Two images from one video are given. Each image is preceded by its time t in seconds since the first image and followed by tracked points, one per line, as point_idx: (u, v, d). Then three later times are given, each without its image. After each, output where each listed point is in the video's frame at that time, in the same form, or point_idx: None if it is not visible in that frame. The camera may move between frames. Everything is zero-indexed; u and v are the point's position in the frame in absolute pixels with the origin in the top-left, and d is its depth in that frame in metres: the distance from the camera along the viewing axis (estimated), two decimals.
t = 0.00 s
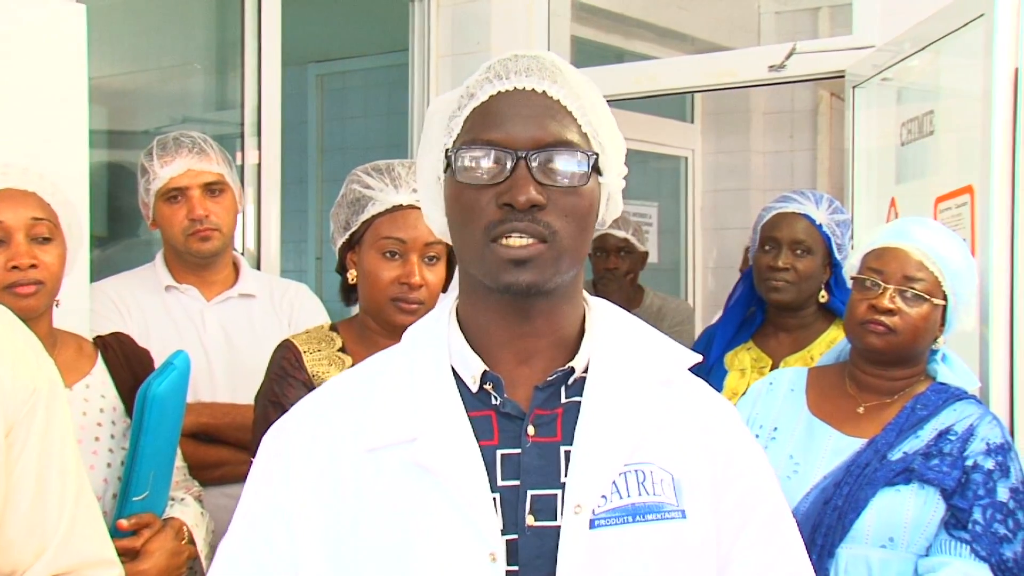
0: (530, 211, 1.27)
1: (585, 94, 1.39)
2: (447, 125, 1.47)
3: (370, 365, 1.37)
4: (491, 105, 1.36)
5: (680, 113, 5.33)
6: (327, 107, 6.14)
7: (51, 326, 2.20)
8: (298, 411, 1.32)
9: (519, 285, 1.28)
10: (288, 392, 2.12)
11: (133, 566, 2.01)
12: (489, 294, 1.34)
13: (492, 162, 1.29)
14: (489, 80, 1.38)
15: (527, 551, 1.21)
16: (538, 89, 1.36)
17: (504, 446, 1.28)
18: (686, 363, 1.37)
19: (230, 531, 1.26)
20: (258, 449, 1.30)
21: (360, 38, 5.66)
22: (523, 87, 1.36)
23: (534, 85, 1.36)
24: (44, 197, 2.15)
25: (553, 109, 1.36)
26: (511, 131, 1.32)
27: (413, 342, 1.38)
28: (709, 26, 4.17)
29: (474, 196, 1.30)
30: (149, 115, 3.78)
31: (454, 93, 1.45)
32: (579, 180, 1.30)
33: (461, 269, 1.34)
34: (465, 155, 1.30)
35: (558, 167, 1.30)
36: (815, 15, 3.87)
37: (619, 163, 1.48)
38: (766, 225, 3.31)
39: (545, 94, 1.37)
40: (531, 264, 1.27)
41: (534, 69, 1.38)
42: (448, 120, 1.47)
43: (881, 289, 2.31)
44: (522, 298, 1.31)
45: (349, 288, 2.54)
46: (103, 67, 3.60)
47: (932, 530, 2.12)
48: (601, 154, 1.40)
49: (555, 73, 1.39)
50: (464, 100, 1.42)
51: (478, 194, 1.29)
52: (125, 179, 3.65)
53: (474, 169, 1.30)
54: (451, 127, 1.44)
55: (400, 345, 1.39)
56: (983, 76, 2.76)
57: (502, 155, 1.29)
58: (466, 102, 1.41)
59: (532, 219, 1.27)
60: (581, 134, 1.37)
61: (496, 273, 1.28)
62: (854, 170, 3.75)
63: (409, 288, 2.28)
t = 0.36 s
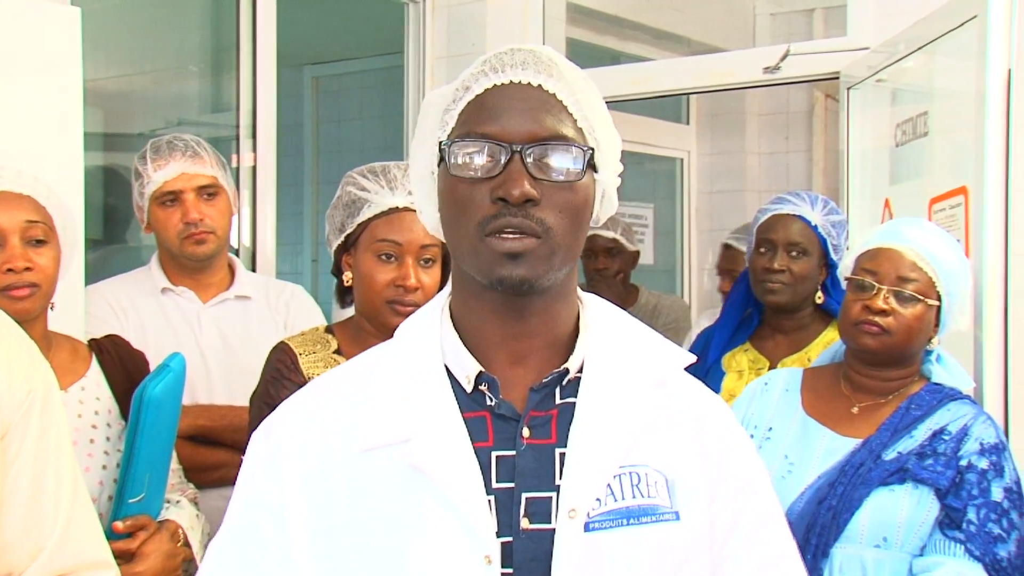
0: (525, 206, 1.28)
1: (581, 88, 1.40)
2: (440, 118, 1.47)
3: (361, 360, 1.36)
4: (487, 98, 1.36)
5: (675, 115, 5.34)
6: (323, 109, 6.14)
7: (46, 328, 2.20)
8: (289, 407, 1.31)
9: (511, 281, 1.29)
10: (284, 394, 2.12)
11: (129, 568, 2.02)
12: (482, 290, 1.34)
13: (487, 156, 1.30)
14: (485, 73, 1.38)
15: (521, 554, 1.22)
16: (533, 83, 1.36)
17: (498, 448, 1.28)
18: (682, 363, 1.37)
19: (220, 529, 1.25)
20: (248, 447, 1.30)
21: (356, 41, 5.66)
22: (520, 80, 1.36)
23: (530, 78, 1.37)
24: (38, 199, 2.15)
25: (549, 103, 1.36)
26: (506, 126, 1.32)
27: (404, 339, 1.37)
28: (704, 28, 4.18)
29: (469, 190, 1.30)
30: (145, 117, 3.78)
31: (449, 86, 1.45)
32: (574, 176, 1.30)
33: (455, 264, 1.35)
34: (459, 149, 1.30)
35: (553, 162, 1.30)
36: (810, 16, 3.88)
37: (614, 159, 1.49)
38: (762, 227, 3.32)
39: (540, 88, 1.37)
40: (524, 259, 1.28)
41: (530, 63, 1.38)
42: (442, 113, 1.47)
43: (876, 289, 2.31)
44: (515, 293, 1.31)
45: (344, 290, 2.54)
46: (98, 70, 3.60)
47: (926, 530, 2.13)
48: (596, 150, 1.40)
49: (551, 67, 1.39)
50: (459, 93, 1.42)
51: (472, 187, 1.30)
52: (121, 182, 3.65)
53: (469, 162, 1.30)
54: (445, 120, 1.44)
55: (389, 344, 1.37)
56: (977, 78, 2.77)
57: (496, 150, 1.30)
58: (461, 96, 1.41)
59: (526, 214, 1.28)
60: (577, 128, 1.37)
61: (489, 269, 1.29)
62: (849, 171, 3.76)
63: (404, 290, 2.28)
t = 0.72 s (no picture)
0: (513, 205, 1.28)
1: (569, 88, 1.40)
2: (429, 117, 1.47)
3: (357, 362, 1.37)
4: (475, 98, 1.36)
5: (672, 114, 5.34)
6: (319, 108, 6.14)
7: (41, 327, 2.19)
8: (283, 410, 1.32)
9: (501, 279, 1.28)
10: (280, 394, 2.12)
11: (125, 566, 2.01)
12: (471, 289, 1.34)
13: (475, 156, 1.30)
14: (472, 73, 1.38)
15: (510, 555, 1.22)
16: (520, 82, 1.36)
17: (488, 449, 1.28)
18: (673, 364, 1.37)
19: (218, 528, 1.26)
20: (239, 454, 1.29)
21: (353, 39, 5.66)
22: (506, 80, 1.36)
23: (517, 77, 1.37)
24: (35, 199, 2.15)
25: (538, 103, 1.36)
26: (493, 125, 1.32)
27: (396, 338, 1.38)
28: (700, 27, 4.19)
29: (457, 190, 1.30)
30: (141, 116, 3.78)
31: (437, 87, 1.46)
32: (563, 176, 1.31)
33: (444, 264, 1.35)
34: (448, 149, 1.31)
35: (541, 162, 1.30)
36: (806, 15, 3.89)
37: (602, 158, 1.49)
38: (761, 225, 3.32)
39: (527, 87, 1.37)
40: (513, 257, 1.28)
41: (517, 62, 1.38)
42: (431, 112, 1.47)
43: (869, 289, 2.32)
44: (503, 292, 1.31)
45: (340, 288, 2.54)
46: (94, 68, 3.59)
47: (920, 528, 2.13)
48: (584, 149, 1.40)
49: (539, 66, 1.39)
50: (447, 92, 1.42)
51: (460, 187, 1.30)
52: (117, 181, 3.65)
53: (457, 163, 1.31)
54: (433, 122, 1.44)
55: (384, 341, 1.38)
56: (972, 77, 2.77)
57: (484, 149, 1.30)
58: (449, 96, 1.42)
59: (514, 212, 1.28)
60: (564, 128, 1.37)
61: (478, 267, 1.29)
62: (845, 170, 3.76)
63: (401, 289, 2.28)
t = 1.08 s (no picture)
0: (502, 212, 1.28)
1: (558, 94, 1.40)
2: (419, 121, 1.48)
3: (346, 366, 1.38)
4: (464, 104, 1.37)
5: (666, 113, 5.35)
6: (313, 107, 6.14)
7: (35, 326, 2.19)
8: (272, 413, 1.31)
9: (490, 287, 1.29)
10: (273, 393, 2.11)
11: (119, 567, 2.02)
12: (461, 295, 1.34)
13: (464, 162, 1.30)
14: (462, 79, 1.39)
15: (498, 553, 1.22)
16: (509, 89, 1.37)
17: (477, 449, 1.28)
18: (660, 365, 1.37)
19: (202, 528, 1.25)
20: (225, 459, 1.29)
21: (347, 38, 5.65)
22: (496, 86, 1.37)
23: (507, 84, 1.37)
24: (28, 197, 2.14)
25: (527, 109, 1.36)
26: (483, 132, 1.32)
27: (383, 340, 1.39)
28: (694, 27, 4.19)
29: (446, 197, 1.30)
30: (134, 114, 3.77)
31: (427, 92, 1.46)
32: (551, 181, 1.31)
33: (434, 270, 1.34)
34: (437, 155, 1.31)
35: (529, 167, 1.30)
36: (800, 15, 3.89)
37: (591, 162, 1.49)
38: (756, 226, 3.33)
39: (517, 94, 1.37)
40: (502, 264, 1.28)
41: (507, 69, 1.38)
42: (421, 117, 1.47)
43: (861, 289, 2.32)
44: (493, 298, 1.31)
45: (333, 288, 2.54)
46: (86, 67, 3.58)
47: (910, 529, 2.14)
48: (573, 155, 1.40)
49: (527, 72, 1.40)
50: (437, 98, 1.42)
51: (449, 194, 1.30)
52: (110, 179, 3.64)
53: (446, 168, 1.31)
54: (423, 126, 1.44)
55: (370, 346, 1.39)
56: (964, 78, 2.78)
57: (474, 156, 1.30)
58: (439, 102, 1.42)
59: (503, 220, 1.28)
60: (554, 135, 1.37)
61: (467, 274, 1.29)
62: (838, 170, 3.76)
63: (394, 289, 2.28)
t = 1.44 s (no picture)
0: (498, 213, 1.28)
1: (556, 93, 1.39)
2: (416, 120, 1.47)
3: (340, 366, 1.36)
4: (461, 104, 1.36)
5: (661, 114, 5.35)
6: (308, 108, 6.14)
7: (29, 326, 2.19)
8: (267, 411, 1.31)
9: (485, 288, 1.29)
10: (267, 393, 2.11)
11: (115, 569, 2.01)
12: (456, 296, 1.34)
13: (460, 162, 1.30)
14: (460, 78, 1.38)
15: (494, 556, 1.22)
16: (507, 88, 1.36)
17: (473, 450, 1.28)
18: (657, 366, 1.37)
19: (200, 529, 1.25)
20: (222, 453, 1.29)
21: (342, 39, 5.65)
22: (493, 85, 1.36)
23: (504, 83, 1.36)
24: (24, 195, 2.14)
25: (524, 110, 1.36)
26: (480, 131, 1.32)
27: (379, 343, 1.38)
28: (689, 27, 4.19)
29: (443, 197, 1.30)
30: (129, 115, 3.77)
31: (423, 90, 1.45)
32: (548, 182, 1.31)
33: (430, 270, 1.35)
34: (433, 155, 1.31)
35: (526, 167, 1.30)
36: (795, 16, 3.90)
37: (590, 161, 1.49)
38: (751, 227, 3.33)
39: (514, 94, 1.37)
40: (498, 266, 1.28)
41: (504, 67, 1.38)
42: (418, 116, 1.47)
43: (855, 289, 2.33)
44: (488, 299, 1.32)
45: (329, 289, 2.53)
46: (82, 67, 3.58)
47: (905, 530, 2.14)
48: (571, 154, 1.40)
49: (525, 71, 1.39)
50: (434, 97, 1.41)
51: (446, 194, 1.30)
52: (106, 181, 3.64)
53: (442, 168, 1.30)
54: (420, 125, 1.44)
55: (368, 346, 1.38)
56: (958, 79, 2.78)
57: (471, 155, 1.30)
58: (435, 100, 1.41)
59: (499, 221, 1.28)
60: (551, 135, 1.37)
61: (462, 276, 1.29)
62: (832, 171, 3.77)
63: (390, 290, 2.28)
